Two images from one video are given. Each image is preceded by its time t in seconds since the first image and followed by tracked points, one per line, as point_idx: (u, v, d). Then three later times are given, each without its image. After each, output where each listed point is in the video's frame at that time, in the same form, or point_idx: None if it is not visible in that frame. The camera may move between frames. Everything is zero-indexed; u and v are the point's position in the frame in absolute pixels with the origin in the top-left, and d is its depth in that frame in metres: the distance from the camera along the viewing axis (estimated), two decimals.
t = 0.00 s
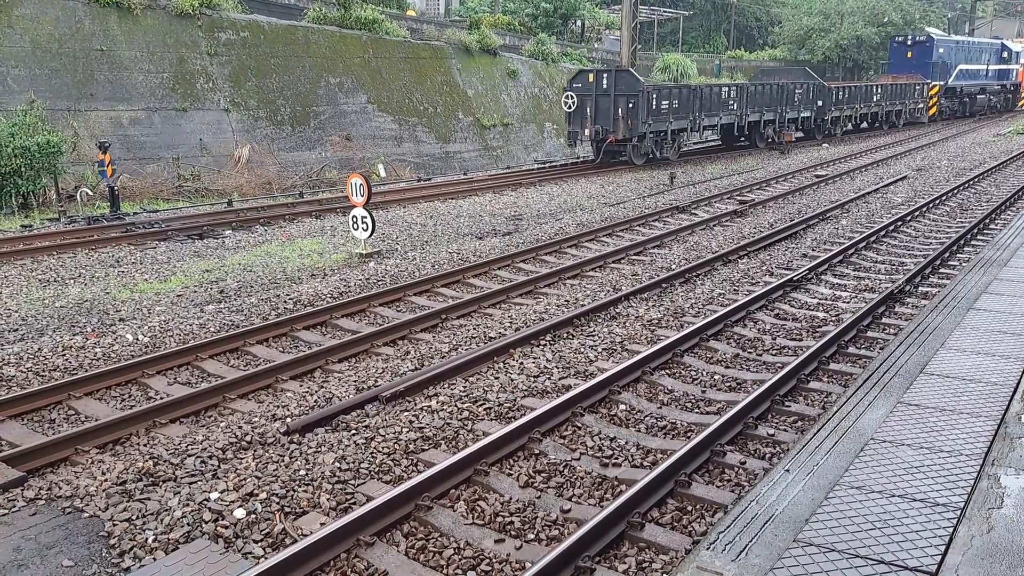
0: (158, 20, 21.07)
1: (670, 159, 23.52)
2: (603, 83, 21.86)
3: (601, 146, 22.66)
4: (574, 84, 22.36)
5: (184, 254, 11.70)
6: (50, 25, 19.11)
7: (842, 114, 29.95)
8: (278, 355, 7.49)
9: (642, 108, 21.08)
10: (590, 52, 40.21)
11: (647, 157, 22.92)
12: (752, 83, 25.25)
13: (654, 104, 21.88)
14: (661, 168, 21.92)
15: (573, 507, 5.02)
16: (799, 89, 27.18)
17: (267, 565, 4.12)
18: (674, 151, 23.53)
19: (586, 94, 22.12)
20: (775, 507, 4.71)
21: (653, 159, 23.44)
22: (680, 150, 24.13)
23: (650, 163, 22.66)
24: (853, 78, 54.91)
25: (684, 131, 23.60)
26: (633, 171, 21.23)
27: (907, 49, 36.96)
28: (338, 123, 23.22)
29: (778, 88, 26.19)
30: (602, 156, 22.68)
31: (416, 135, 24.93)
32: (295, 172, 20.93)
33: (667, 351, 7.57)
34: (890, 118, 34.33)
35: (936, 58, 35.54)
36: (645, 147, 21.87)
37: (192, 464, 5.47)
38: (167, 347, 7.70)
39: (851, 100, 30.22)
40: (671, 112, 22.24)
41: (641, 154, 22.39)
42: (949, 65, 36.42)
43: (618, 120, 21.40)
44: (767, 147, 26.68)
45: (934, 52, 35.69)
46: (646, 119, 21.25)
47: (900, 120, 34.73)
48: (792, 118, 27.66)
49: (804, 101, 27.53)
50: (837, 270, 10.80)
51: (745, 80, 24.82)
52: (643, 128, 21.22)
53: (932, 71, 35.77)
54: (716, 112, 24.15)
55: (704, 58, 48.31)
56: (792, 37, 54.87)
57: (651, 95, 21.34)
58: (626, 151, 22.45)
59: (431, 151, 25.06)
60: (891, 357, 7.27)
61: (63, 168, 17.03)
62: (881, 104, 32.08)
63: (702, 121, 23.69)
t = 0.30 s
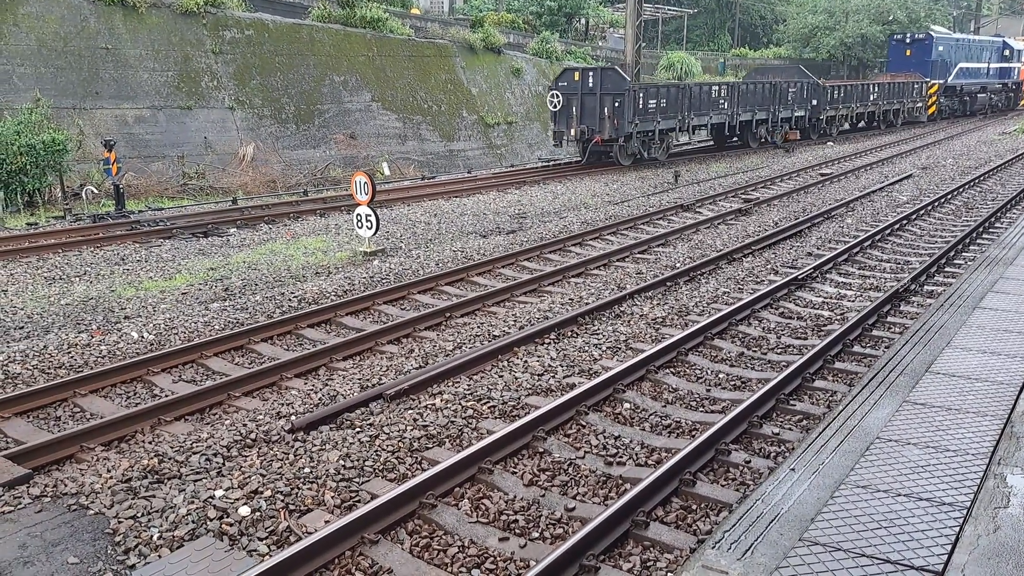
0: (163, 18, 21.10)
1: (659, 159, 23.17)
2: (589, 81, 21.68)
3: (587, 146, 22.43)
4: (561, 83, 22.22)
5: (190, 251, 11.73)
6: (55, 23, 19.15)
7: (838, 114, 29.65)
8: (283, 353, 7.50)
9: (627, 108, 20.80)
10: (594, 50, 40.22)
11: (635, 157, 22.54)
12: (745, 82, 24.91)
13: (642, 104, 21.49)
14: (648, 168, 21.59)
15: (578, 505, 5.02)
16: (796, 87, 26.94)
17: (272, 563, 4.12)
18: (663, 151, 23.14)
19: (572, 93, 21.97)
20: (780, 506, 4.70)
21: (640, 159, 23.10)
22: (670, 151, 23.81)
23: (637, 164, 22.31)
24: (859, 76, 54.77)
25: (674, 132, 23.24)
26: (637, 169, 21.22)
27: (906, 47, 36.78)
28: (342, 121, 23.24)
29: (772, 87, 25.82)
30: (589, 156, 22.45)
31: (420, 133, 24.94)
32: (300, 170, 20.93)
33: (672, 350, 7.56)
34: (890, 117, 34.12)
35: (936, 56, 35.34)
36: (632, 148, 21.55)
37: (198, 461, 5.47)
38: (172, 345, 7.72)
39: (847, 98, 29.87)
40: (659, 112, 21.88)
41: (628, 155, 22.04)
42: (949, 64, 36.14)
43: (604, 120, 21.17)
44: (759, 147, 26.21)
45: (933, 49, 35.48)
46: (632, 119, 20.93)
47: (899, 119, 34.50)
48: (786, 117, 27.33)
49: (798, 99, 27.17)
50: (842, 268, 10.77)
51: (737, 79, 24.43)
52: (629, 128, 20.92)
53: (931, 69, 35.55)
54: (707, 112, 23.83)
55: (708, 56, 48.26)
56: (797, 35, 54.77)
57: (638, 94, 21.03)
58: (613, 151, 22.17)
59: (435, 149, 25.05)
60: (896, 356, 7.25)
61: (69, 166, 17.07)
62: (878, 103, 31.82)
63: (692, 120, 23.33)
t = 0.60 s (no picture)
0: (172, 17, 21.16)
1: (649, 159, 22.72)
2: (577, 80, 21.16)
3: (575, 147, 21.84)
4: (548, 81, 21.65)
5: (198, 250, 11.76)
6: (65, 22, 19.24)
7: (836, 113, 29.22)
8: (291, 351, 7.52)
9: (615, 107, 20.34)
10: (602, 49, 40.18)
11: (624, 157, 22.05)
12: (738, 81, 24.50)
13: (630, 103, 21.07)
14: (639, 168, 21.11)
15: (585, 503, 5.01)
16: (795, 85, 26.65)
17: (280, 560, 4.13)
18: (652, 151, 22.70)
19: (559, 91, 21.44)
20: (789, 505, 4.69)
21: (629, 160, 22.63)
22: (660, 151, 23.41)
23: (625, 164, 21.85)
24: (868, 74, 54.52)
25: (663, 131, 22.82)
26: (644, 168, 21.16)
27: (909, 45, 36.34)
28: (350, 120, 23.25)
29: (767, 85, 25.41)
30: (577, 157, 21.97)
31: (427, 132, 24.91)
32: (308, 169, 20.93)
33: (679, 348, 7.54)
34: (892, 117, 33.67)
35: (939, 54, 34.84)
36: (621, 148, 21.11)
37: (206, 459, 5.49)
38: (181, 343, 7.75)
39: (846, 97, 29.42)
40: (647, 111, 21.45)
41: (617, 154, 21.59)
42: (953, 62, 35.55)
43: (592, 120, 20.66)
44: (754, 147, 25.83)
45: (937, 47, 34.95)
46: (620, 119, 20.49)
47: (902, 119, 34.12)
48: (783, 117, 26.94)
49: (796, 98, 26.78)
50: (850, 267, 10.73)
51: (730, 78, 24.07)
52: (618, 128, 20.45)
53: (934, 68, 35.07)
54: (698, 112, 23.40)
55: (716, 55, 48.13)
56: (805, 33, 54.56)
57: (626, 93, 20.59)
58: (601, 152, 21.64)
59: (442, 147, 25.00)
60: (906, 356, 7.22)
61: (78, 165, 17.14)
62: (879, 102, 31.36)
63: (682, 118, 22.91)
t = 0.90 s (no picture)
0: (182, 17, 21.30)
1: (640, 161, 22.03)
2: (564, 79, 20.59)
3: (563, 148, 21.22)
4: (535, 81, 21.10)
5: (208, 249, 11.80)
6: (77, 22, 19.38)
7: (835, 113, 28.67)
8: (300, 349, 7.54)
9: (604, 107, 19.74)
10: (610, 48, 40.15)
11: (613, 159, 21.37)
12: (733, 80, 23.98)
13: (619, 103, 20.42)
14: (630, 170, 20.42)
15: (594, 503, 5.00)
16: (795, 84, 26.27)
17: (290, 558, 4.14)
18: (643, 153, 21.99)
19: (547, 91, 20.89)
20: (800, 505, 4.67)
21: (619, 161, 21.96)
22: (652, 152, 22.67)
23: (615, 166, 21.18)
24: (879, 73, 54.26)
25: (654, 132, 22.16)
26: (652, 167, 21.09)
27: (913, 43, 35.94)
28: (359, 119, 23.25)
29: (762, 84, 24.89)
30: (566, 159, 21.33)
31: (436, 131, 24.90)
32: (317, 167, 20.89)
33: (689, 348, 7.52)
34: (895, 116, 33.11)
35: (944, 52, 34.37)
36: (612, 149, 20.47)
37: (216, 456, 5.51)
38: (191, 341, 7.78)
39: (845, 96, 28.86)
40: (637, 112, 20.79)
41: (607, 156, 20.93)
42: (958, 60, 34.99)
43: (580, 120, 20.06)
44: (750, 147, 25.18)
45: (941, 45, 34.46)
46: (609, 120, 19.85)
47: (904, 118, 33.63)
48: (779, 117, 26.46)
49: (793, 98, 26.32)
50: (861, 267, 10.67)
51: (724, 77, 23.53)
52: (607, 128, 19.79)
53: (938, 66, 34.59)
54: (691, 112, 22.77)
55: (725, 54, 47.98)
56: (815, 31, 54.43)
57: (615, 93, 19.97)
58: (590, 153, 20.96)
59: (450, 147, 24.93)
60: (917, 355, 7.18)
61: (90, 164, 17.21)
62: (879, 102, 30.83)
63: (674, 118, 22.24)
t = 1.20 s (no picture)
0: (192, 17, 21.41)
1: (627, 164, 21.38)
2: (548, 79, 20.20)
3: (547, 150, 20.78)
4: (519, 80, 20.74)
5: (217, 248, 11.84)
6: (87, 22, 19.48)
7: (832, 114, 27.99)
8: (308, 348, 7.56)
9: (587, 107, 19.25)
10: (619, 47, 40.12)
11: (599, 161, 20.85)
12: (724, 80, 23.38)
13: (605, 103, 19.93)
14: (614, 172, 19.79)
15: (602, 503, 4.99)
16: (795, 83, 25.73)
17: (297, 557, 4.14)
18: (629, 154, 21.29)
19: (530, 91, 20.50)
20: (809, 506, 4.65)
21: (606, 163, 21.37)
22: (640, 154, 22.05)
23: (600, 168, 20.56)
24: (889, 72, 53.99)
25: (642, 135, 21.52)
26: (660, 167, 21.03)
27: (914, 41, 35.50)
28: (367, 119, 23.28)
29: (755, 84, 24.23)
30: (550, 161, 20.79)
31: (444, 130, 24.89)
32: (325, 167, 20.89)
33: (697, 348, 7.50)
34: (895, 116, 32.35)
35: (945, 51, 33.93)
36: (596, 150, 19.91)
37: (225, 455, 5.53)
38: (200, 340, 7.81)
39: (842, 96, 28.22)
40: (623, 112, 20.28)
41: (592, 158, 20.33)
42: (961, 59, 34.48)
43: (564, 121, 19.66)
44: (743, 148, 24.52)
45: (942, 44, 34.05)
46: (593, 120, 19.38)
47: (905, 119, 32.83)
48: (773, 118, 25.83)
49: (788, 98, 25.62)
50: (870, 266, 10.61)
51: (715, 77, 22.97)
52: (590, 129, 19.33)
53: (940, 65, 34.08)
54: (679, 113, 22.19)
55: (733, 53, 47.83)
56: (825, 30, 54.28)
57: (599, 93, 19.52)
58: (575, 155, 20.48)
59: (458, 146, 24.85)
60: (927, 356, 7.13)
61: (100, 163, 17.28)
62: (879, 102, 30.13)
63: (662, 119, 21.61)
